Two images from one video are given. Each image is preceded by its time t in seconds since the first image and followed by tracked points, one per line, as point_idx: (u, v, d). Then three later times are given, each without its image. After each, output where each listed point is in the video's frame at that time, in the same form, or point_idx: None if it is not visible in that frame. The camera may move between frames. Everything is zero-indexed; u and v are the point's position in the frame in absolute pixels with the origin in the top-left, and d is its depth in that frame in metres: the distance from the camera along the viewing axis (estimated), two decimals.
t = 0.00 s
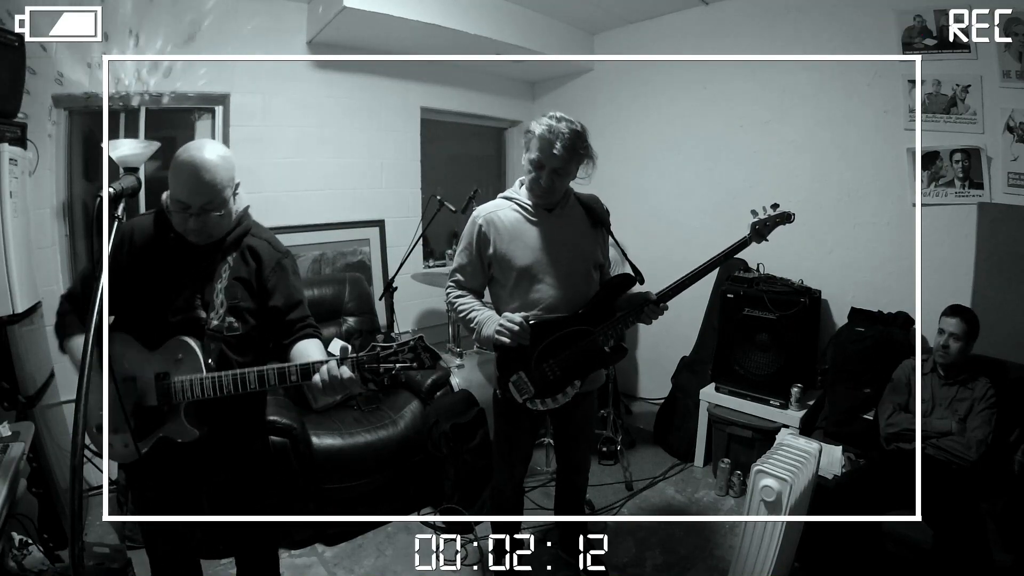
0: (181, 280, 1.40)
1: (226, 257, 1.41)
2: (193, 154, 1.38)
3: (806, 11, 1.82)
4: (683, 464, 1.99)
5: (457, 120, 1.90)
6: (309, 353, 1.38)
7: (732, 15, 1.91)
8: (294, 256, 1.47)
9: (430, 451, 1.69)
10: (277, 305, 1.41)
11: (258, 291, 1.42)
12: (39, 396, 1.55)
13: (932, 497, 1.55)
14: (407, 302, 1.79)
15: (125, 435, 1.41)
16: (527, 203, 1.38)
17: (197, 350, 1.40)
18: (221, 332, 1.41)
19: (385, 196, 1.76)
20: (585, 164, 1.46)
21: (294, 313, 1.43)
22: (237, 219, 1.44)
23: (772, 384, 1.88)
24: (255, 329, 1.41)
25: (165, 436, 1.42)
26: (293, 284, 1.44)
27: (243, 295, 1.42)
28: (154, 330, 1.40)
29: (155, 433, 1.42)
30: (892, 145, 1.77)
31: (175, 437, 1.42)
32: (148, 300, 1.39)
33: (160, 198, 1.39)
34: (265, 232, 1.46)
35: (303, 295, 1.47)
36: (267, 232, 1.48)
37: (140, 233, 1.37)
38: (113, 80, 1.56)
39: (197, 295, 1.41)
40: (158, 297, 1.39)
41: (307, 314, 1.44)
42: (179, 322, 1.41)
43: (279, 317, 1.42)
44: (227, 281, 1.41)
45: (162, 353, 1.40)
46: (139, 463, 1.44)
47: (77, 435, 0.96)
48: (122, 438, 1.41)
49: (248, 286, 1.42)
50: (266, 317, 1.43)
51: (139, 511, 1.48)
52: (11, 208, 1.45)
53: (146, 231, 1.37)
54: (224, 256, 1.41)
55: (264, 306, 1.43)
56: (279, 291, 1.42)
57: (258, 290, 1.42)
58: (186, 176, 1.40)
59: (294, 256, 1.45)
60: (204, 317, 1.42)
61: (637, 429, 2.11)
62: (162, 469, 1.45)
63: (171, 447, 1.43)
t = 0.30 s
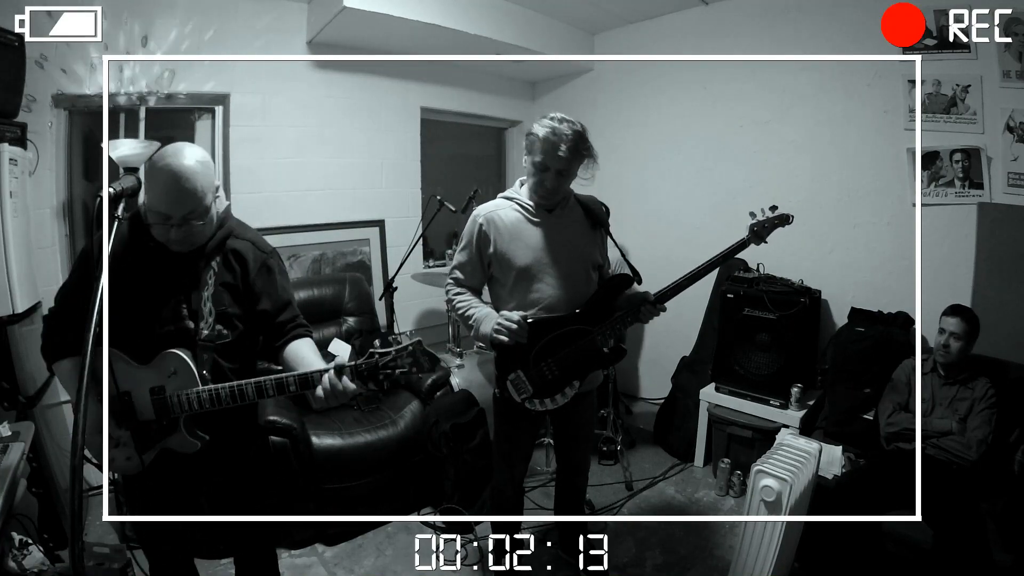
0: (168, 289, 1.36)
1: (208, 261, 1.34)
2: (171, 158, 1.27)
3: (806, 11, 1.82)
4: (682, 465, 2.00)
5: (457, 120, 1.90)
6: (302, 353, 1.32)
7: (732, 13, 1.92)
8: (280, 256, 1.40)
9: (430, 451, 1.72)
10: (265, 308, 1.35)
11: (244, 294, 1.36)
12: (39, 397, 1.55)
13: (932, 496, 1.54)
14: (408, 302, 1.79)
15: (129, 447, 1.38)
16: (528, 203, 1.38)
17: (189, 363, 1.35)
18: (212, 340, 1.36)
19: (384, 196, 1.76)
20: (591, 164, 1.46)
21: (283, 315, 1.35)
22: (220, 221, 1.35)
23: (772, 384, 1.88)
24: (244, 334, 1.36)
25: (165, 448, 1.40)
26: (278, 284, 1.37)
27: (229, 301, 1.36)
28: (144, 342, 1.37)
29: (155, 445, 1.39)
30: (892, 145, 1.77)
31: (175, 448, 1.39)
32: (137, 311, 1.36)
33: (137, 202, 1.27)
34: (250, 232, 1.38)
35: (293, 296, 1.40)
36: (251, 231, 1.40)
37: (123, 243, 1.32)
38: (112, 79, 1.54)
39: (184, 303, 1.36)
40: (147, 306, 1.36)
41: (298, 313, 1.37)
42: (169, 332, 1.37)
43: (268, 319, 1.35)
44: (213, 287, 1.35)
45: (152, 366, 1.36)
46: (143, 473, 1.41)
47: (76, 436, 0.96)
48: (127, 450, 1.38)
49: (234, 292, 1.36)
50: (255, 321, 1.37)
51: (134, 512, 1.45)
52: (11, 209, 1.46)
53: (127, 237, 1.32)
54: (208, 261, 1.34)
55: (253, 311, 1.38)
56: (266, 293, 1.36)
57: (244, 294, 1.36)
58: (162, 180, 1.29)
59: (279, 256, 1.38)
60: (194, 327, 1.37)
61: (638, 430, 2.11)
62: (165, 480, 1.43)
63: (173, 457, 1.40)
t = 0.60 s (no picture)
0: (170, 294, 1.39)
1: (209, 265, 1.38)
2: (169, 163, 1.27)
3: (806, 11, 1.83)
4: (682, 464, 1.98)
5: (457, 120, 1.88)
6: (291, 356, 1.39)
7: (732, 13, 1.93)
8: (281, 257, 1.45)
9: (430, 451, 1.70)
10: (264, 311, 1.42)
11: (246, 296, 1.41)
12: (39, 396, 1.55)
13: (932, 496, 1.56)
14: (408, 302, 1.79)
15: (136, 448, 1.43)
16: (540, 202, 1.39)
17: (195, 367, 1.41)
18: (217, 344, 1.42)
19: (384, 196, 1.76)
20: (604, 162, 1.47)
21: (281, 317, 1.43)
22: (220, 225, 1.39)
23: (772, 384, 1.88)
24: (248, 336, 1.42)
25: (171, 451, 1.44)
26: (278, 287, 1.43)
27: (231, 303, 1.41)
28: (147, 347, 1.41)
29: (161, 448, 1.44)
30: (892, 145, 1.78)
31: (183, 451, 1.45)
32: (140, 317, 1.40)
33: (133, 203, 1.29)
34: (251, 232, 1.42)
35: (291, 296, 1.47)
36: (250, 230, 1.44)
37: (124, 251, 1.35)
38: (112, 80, 1.55)
39: (186, 308, 1.40)
40: (149, 312, 1.39)
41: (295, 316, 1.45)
42: (174, 339, 1.41)
43: (268, 321, 1.42)
44: (215, 291, 1.40)
45: (159, 370, 1.41)
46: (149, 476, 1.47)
47: (76, 435, 0.95)
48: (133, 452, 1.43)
49: (235, 294, 1.40)
50: (257, 322, 1.43)
51: (143, 512, 1.49)
52: (11, 209, 1.46)
53: (124, 243, 1.34)
54: (209, 265, 1.38)
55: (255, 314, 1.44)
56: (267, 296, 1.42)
57: (245, 295, 1.41)
58: (158, 185, 1.30)
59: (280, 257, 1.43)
60: (198, 330, 1.41)
61: (638, 430, 2.02)
62: (171, 482, 1.48)
63: (179, 460, 1.45)
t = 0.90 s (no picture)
0: (188, 287, 1.32)
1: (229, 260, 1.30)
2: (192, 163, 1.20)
3: (805, 11, 1.82)
4: (683, 464, 2.00)
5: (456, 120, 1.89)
6: (308, 351, 1.32)
7: (732, 13, 1.93)
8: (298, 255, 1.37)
9: (430, 451, 1.74)
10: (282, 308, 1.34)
11: (264, 293, 1.34)
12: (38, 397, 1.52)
13: (931, 497, 1.54)
14: (407, 301, 1.80)
15: (153, 443, 1.40)
16: (545, 205, 1.38)
17: (217, 361, 1.34)
18: (237, 339, 1.35)
19: (385, 196, 1.76)
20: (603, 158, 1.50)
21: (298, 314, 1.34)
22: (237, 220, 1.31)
23: (772, 384, 1.88)
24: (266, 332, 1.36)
25: (191, 445, 1.40)
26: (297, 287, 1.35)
27: (250, 299, 1.34)
28: (167, 341, 1.35)
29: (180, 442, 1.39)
30: (891, 145, 1.77)
31: (201, 445, 1.40)
32: (160, 311, 1.33)
33: (155, 201, 1.26)
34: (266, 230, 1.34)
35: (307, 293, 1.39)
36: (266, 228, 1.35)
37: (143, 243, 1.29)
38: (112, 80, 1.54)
39: (205, 302, 1.33)
40: (168, 306, 1.33)
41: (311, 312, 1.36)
42: (194, 333, 1.34)
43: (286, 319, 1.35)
44: (234, 286, 1.32)
45: (180, 363, 1.35)
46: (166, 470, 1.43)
47: (76, 436, 0.94)
48: (151, 446, 1.40)
49: (254, 290, 1.33)
50: (275, 319, 1.36)
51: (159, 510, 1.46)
52: (10, 209, 1.42)
53: (144, 238, 1.29)
54: (229, 261, 1.30)
55: (273, 310, 1.36)
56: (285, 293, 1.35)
57: (263, 292, 1.34)
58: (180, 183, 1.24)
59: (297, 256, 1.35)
60: (218, 325, 1.34)
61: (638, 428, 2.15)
62: (188, 476, 1.43)
63: (198, 453, 1.41)
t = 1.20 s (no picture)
0: (190, 286, 1.32)
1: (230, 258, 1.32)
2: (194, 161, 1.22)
3: (805, 11, 1.82)
4: (682, 465, 2.00)
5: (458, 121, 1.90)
6: (313, 345, 1.35)
7: (732, 13, 1.93)
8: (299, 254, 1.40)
9: (430, 451, 1.73)
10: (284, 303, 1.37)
11: (267, 290, 1.36)
12: (38, 397, 1.52)
13: (932, 497, 1.54)
14: (407, 301, 1.80)
15: (161, 445, 1.39)
16: (551, 205, 1.38)
17: (222, 358, 1.34)
18: (241, 336, 1.35)
19: (385, 196, 1.75)
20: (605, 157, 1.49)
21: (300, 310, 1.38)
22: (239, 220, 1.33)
23: (772, 384, 1.88)
24: (269, 328, 1.37)
25: (199, 444, 1.39)
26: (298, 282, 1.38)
27: (252, 296, 1.35)
28: (169, 342, 1.34)
29: (188, 442, 1.39)
30: (892, 145, 1.78)
31: (209, 443, 1.39)
32: (162, 311, 1.32)
33: (158, 202, 1.28)
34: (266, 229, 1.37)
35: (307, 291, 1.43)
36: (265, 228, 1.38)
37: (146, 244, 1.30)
38: (112, 81, 1.56)
39: (207, 300, 1.33)
40: (170, 306, 1.32)
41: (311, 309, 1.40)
42: (197, 332, 1.34)
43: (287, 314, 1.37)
44: (237, 284, 1.34)
45: (183, 364, 1.34)
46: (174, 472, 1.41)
47: (76, 436, 0.94)
48: (159, 448, 1.39)
49: (257, 287, 1.35)
50: (278, 315, 1.39)
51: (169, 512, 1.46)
52: (11, 209, 1.42)
53: (147, 239, 1.29)
54: (231, 259, 1.32)
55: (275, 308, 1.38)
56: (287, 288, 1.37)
57: (267, 290, 1.36)
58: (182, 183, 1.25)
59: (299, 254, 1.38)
60: (222, 323, 1.35)
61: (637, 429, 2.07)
62: (196, 478, 1.41)
63: (205, 452, 1.40)
